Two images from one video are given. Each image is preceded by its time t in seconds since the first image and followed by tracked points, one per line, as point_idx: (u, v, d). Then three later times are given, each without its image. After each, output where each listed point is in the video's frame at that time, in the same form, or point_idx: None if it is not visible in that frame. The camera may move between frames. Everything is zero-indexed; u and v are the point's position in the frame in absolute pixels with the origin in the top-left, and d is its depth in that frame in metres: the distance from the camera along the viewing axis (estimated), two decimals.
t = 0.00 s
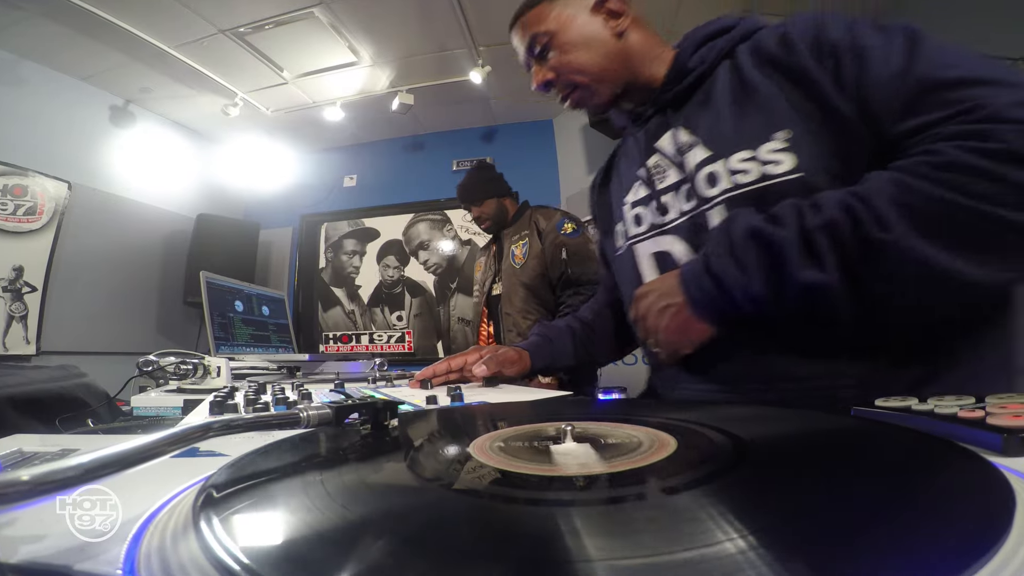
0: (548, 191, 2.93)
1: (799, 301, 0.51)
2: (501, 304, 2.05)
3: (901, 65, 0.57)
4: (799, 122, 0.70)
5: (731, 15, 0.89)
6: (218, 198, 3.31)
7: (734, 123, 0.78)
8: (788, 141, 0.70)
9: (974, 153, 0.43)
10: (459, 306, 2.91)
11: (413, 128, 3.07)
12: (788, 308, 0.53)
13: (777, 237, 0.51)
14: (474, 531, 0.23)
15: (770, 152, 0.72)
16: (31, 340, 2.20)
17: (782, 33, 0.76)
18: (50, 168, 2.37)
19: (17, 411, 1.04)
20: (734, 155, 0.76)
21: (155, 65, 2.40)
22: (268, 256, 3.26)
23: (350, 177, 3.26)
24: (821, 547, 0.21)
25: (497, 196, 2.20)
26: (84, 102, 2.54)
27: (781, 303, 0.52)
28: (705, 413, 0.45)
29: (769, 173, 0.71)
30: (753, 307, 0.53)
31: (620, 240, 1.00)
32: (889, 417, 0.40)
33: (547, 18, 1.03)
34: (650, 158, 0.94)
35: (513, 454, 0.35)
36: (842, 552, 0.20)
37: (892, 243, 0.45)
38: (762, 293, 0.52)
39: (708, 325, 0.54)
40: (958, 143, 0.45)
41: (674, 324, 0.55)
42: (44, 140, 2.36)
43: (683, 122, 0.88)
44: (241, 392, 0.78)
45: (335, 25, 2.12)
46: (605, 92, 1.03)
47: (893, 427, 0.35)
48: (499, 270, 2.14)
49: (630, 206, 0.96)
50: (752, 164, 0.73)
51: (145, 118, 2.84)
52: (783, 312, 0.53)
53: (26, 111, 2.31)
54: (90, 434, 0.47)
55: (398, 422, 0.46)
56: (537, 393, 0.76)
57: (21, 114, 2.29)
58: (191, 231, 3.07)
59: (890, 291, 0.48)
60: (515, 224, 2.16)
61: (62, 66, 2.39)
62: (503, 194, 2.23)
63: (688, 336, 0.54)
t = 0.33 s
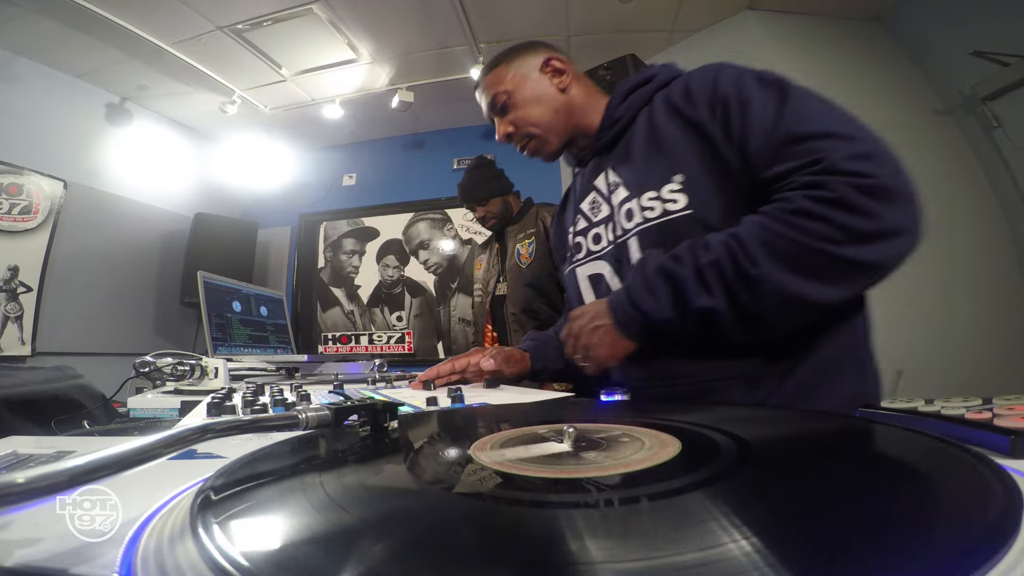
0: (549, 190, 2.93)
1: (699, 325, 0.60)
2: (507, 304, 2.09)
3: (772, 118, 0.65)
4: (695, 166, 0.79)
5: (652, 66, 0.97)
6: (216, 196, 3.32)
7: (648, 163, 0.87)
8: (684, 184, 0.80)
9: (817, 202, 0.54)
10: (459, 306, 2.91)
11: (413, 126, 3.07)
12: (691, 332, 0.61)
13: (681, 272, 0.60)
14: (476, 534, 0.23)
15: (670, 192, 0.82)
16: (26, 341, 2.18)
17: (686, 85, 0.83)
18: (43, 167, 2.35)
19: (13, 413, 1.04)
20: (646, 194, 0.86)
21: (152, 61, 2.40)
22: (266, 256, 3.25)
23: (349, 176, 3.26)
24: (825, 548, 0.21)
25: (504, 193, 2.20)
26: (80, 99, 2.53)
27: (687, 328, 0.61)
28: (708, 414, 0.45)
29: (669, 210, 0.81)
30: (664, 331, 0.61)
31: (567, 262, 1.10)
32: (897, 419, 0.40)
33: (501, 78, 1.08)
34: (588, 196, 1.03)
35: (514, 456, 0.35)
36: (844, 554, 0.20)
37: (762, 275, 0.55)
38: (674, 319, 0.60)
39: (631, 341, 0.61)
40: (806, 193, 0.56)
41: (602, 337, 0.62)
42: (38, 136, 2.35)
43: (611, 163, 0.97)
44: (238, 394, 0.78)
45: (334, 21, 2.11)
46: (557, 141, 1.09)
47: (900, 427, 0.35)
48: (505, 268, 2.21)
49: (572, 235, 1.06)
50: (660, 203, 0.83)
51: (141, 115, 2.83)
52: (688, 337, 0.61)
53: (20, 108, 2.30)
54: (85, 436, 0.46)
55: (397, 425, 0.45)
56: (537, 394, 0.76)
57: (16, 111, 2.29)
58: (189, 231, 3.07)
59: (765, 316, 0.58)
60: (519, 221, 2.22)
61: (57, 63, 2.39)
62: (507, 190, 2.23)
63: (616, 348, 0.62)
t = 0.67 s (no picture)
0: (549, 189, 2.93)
1: (665, 332, 0.61)
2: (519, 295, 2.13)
3: (745, 129, 0.67)
4: (674, 172, 0.80)
5: (641, 75, 0.96)
6: (213, 194, 3.32)
7: (628, 168, 0.87)
8: (664, 189, 0.80)
9: (778, 214, 0.57)
10: (459, 307, 2.90)
11: (413, 124, 3.07)
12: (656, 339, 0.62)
13: (649, 279, 0.60)
14: (477, 537, 0.23)
15: (651, 196, 0.81)
16: (21, 342, 2.18)
17: (670, 95, 0.84)
18: (39, 166, 2.35)
19: (8, 414, 1.03)
20: (625, 198, 0.85)
21: (149, 59, 2.40)
22: (264, 256, 3.25)
23: (348, 175, 3.23)
24: (834, 552, 0.20)
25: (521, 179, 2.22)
26: (76, 98, 2.53)
27: (653, 335, 0.61)
28: (710, 416, 0.45)
29: (649, 213, 0.81)
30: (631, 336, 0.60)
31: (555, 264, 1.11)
32: (903, 419, 0.41)
33: (495, 79, 1.08)
34: (576, 199, 1.03)
35: (515, 458, 0.35)
36: (851, 556, 0.20)
37: (727, 282, 0.57)
38: (642, 325, 0.60)
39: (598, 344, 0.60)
40: (766, 205, 0.59)
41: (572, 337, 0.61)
42: (33, 134, 2.35)
43: (598, 168, 0.97)
44: (237, 395, 0.78)
45: (334, 19, 2.11)
46: (547, 143, 1.09)
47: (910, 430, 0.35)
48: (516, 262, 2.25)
49: (559, 237, 1.06)
50: (642, 206, 0.82)
51: (138, 113, 2.84)
52: (654, 343, 0.62)
53: (15, 106, 2.30)
54: (82, 438, 0.46)
55: (397, 426, 0.45)
56: (539, 396, 0.75)
57: (11, 109, 2.29)
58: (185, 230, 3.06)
59: (729, 323, 0.59)
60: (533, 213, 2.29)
61: (52, 61, 2.39)
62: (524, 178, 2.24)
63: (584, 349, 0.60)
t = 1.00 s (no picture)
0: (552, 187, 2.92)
1: (639, 353, 0.65)
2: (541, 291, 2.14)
3: (751, 137, 0.67)
4: (682, 177, 0.79)
5: (658, 62, 0.95)
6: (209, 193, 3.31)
7: (636, 170, 0.87)
8: (672, 195, 0.80)
9: (758, 239, 0.58)
10: (460, 307, 2.89)
11: (413, 122, 3.07)
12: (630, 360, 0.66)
13: (623, 302, 0.65)
14: (480, 540, 0.22)
15: (658, 203, 0.81)
16: (16, 343, 2.19)
17: (685, 91, 0.83)
18: (33, 165, 2.35)
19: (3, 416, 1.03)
20: (632, 202, 0.85)
21: (146, 56, 2.39)
22: (263, 255, 3.25)
23: (347, 172, 3.24)
24: (840, 556, 0.20)
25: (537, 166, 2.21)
26: (72, 96, 2.53)
27: (627, 355, 0.66)
28: (713, 417, 0.45)
29: (656, 220, 0.81)
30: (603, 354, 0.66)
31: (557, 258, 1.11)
32: (908, 422, 0.41)
33: (503, 54, 1.06)
34: (581, 195, 1.03)
35: (518, 460, 0.34)
36: (856, 559, 0.19)
37: (697, 311, 0.60)
38: (614, 345, 0.66)
39: (578, 363, 0.69)
40: (750, 231, 0.60)
41: (553, 351, 0.70)
42: (29, 132, 2.35)
43: (609, 165, 0.97)
44: (234, 397, 0.77)
45: (333, 15, 2.10)
46: (554, 127, 1.08)
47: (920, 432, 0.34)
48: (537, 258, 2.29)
49: (563, 233, 1.06)
50: (647, 212, 0.82)
51: (134, 111, 2.83)
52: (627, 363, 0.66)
53: (12, 104, 2.30)
54: (78, 440, 0.46)
55: (398, 427, 0.45)
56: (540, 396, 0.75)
57: (7, 106, 2.28)
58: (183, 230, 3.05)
59: (699, 348, 0.61)
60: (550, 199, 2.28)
61: (48, 58, 2.38)
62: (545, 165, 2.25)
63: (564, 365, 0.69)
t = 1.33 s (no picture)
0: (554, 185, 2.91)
1: (631, 363, 0.65)
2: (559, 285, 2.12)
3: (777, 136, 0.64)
4: (699, 173, 0.78)
5: (689, 39, 0.90)
6: (207, 192, 3.31)
7: (653, 165, 0.86)
8: (689, 194, 0.79)
9: (767, 255, 0.57)
10: (461, 307, 2.88)
11: (413, 120, 3.07)
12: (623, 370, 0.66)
13: (618, 311, 0.65)
14: (482, 544, 0.22)
15: (674, 201, 0.81)
16: (11, 343, 2.15)
17: (714, 77, 0.78)
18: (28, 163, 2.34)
19: None
20: (646, 199, 0.85)
21: (142, 53, 2.38)
22: (261, 254, 3.25)
23: (347, 171, 3.21)
24: (845, 561, 0.19)
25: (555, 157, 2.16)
26: (68, 94, 2.53)
27: (620, 364, 0.66)
28: (716, 418, 0.44)
29: (669, 220, 0.81)
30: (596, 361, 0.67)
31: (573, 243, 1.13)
32: (913, 423, 0.41)
33: (522, 27, 1.03)
34: (598, 184, 1.04)
35: (518, 463, 0.34)
36: (862, 563, 0.19)
37: (693, 326, 0.59)
38: (607, 353, 0.66)
39: (575, 365, 0.71)
40: (758, 244, 0.58)
41: (550, 355, 0.74)
42: (24, 130, 2.34)
43: (628, 155, 0.97)
44: (233, 398, 0.77)
45: (332, 12, 2.10)
46: (572, 109, 1.07)
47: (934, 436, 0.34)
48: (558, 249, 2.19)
49: (578, 221, 1.08)
50: (661, 211, 0.82)
51: (131, 109, 2.83)
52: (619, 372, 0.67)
53: (9, 101, 2.30)
54: (75, 442, 0.46)
55: (398, 428, 0.44)
56: (543, 397, 0.76)
57: (4, 103, 2.28)
58: (179, 229, 3.05)
59: (692, 364, 0.61)
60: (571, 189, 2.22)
61: (44, 55, 2.38)
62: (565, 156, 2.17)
63: (561, 368, 0.72)
